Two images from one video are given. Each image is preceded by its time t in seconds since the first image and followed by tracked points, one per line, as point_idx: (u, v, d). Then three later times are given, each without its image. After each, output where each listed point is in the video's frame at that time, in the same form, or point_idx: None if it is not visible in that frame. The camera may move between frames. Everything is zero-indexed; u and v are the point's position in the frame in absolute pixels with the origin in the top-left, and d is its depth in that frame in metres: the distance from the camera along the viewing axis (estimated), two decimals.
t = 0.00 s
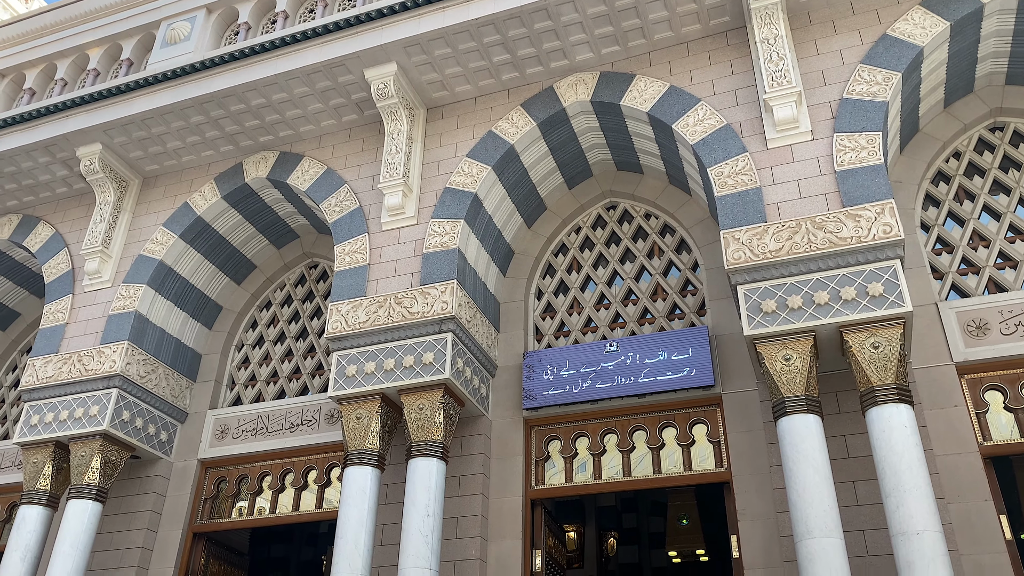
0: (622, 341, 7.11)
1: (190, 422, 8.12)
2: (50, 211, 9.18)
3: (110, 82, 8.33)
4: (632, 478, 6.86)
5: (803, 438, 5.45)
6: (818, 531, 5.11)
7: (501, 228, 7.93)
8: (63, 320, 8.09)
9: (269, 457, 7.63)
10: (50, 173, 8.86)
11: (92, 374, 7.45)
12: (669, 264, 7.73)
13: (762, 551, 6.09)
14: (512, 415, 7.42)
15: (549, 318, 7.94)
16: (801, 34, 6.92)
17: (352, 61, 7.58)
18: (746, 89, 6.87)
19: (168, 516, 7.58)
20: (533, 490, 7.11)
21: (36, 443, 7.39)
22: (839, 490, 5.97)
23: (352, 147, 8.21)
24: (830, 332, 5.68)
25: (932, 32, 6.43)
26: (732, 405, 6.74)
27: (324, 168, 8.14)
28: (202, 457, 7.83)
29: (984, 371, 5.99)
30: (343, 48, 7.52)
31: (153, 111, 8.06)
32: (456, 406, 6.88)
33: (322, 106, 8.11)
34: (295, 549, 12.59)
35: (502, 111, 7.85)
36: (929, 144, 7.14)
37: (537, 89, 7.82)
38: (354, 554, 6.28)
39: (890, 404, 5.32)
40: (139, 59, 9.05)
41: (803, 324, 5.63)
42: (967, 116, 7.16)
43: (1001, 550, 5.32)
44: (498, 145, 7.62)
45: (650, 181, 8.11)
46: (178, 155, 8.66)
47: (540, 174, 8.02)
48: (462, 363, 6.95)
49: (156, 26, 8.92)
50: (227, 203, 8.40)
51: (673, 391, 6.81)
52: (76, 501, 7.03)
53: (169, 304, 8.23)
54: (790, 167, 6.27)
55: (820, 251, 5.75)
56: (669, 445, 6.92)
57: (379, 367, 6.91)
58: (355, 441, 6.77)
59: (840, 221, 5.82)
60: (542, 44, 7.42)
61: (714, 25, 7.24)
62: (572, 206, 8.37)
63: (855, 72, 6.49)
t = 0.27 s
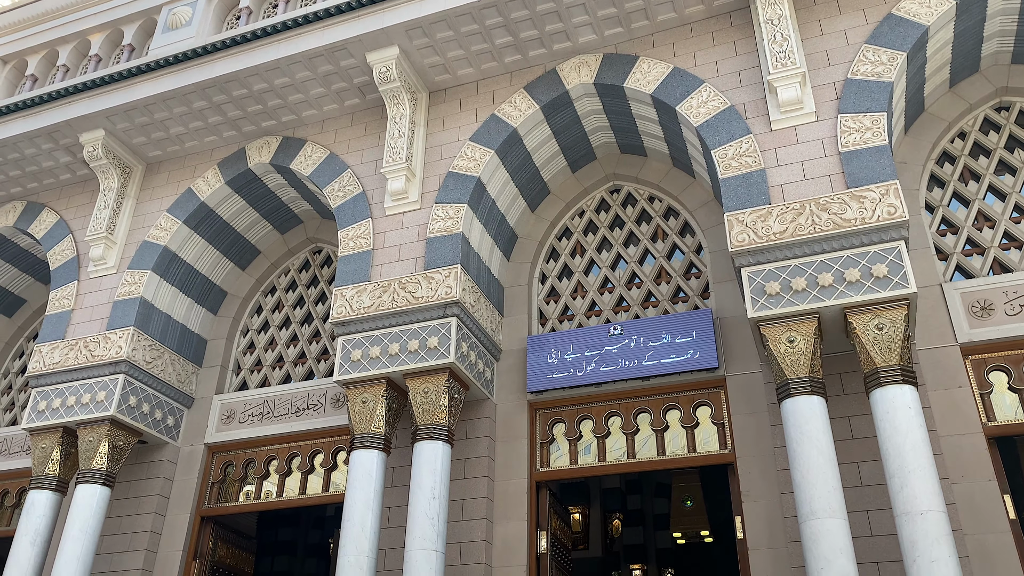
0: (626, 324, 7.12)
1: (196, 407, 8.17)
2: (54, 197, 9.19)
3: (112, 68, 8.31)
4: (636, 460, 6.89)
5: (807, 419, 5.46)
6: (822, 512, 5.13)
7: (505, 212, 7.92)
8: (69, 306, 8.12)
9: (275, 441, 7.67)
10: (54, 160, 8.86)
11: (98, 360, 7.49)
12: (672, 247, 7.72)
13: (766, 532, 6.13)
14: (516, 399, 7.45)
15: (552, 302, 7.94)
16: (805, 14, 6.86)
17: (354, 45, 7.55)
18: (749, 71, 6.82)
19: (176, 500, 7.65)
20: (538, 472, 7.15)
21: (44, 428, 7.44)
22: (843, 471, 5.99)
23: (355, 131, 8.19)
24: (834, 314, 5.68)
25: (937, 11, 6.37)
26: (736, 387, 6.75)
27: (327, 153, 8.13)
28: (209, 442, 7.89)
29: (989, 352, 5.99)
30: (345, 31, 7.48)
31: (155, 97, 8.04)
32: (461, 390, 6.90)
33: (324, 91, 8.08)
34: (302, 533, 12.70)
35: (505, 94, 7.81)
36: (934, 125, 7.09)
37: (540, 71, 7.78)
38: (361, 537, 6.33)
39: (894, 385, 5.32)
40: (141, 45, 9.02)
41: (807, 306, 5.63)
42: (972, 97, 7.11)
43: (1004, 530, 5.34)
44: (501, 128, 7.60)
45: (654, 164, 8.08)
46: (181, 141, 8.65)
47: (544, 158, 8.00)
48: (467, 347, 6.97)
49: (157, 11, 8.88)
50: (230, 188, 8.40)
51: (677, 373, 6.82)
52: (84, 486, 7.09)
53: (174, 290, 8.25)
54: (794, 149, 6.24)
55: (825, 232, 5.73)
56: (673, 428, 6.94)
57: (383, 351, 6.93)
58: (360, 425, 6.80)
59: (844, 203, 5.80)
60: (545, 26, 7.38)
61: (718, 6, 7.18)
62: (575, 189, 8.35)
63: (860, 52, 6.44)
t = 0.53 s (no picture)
0: (633, 303, 7.11)
1: (205, 388, 8.21)
2: (60, 180, 9.19)
3: (114, 49, 8.27)
4: (643, 438, 6.92)
5: (814, 396, 5.46)
6: (829, 488, 5.14)
7: (510, 192, 7.90)
8: (77, 289, 8.16)
9: (284, 422, 7.72)
10: (58, 143, 8.86)
11: (107, 342, 7.53)
12: (679, 225, 7.69)
13: (773, 509, 6.16)
14: (523, 378, 7.46)
15: (559, 281, 7.93)
16: None
17: (357, 24, 7.49)
18: (756, 46, 6.75)
19: (186, 480, 7.72)
20: (545, 451, 7.18)
21: (55, 410, 7.51)
22: (850, 448, 6.00)
23: (359, 111, 8.16)
24: (842, 291, 5.66)
25: None
26: (743, 365, 6.75)
27: (331, 133, 8.10)
28: (218, 423, 7.94)
29: (997, 328, 5.96)
30: (348, 10, 7.42)
31: (158, 78, 8.02)
32: (468, 370, 6.92)
33: (328, 71, 8.03)
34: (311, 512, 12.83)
35: (509, 72, 7.75)
36: (943, 99, 7.01)
37: (544, 49, 7.71)
38: (370, 516, 6.39)
39: (902, 361, 5.31)
40: (144, 26, 8.98)
41: (814, 284, 5.61)
42: (982, 70, 7.01)
43: (1011, 505, 5.35)
44: (505, 106, 7.55)
45: (660, 141, 8.03)
46: (185, 122, 8.63)
47: (549, 136, 7.95)
48: (473, 327, 6.98)
49: None
50: (235, 170, 8.39)
51: (683, 352, 6.82)
52: (95, 467, 7.16)
53: (181, 272, 8.27)
54: (801, 125, 6.19)
55: (832, 209, 5.69)
56: (680, 406, 6.95)
57: (390, 332, 6.94)
58: (368, 405, 6.84)
59: (852, 179, 5.75)
60: (549, 3, 7.30)
61: None
62: (581, 168, 8.30)
63: (868, 26, 6.35)
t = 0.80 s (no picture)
0: (641, 280, 7.09)
1: (216, 367, 8.27)
2: (68, 161, 9.21)
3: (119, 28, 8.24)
4: (652, 413, 6.93)
5: (824, 370, 5.45)
6: (839, 462, 5.15)
7: (518, 168, 7.86)
8: (87, 269, 8.20)
9: (295, 400, 7.77)
10: (66, 123, 8.86)
11: (118, 322, 7.58)
12: (688, 200, 7.64)
13: (782, 483, 6.19)
14: (532, 354, 7.48)
15: (567, 258, 7.92)
16: None
17: None
18: (766, 18, 6.65)
19: (199, 458, 7.80)
20: (554, 427, 7.21)
21: (68, 390, 7.58)
22: (860, 421, 6.00)
23: (365, 88, 8.11)
24: (852, 265, 5.62)
25: None
26: (753, 340, 6.74)
27: (338, 111, 8.06)
28: (230, 401, 8.00)
29: (1009, 300, 5.92)
30: None
31: (164, 58, 7.99)
32: (477, 347, 6.94)
33: (333, 48, 7.98)
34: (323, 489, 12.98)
35: (515, 47, 7.69)
36: (955, 70, 6.90)
37: (551, 23, 7.63)
38: (382, 492, 6.45)
39: (912, 335, 5.29)
40: (148, 4, 8.93)
41: (825, 258, 5.57)
42: (995, 40, 6.88)
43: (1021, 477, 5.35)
44: (512, 82, 7.49)
45: (669, 116, 7.95)
46: (191, 102, 8.61)
47: (556, 112, 7.89)
48: (482, 304, 6.99)
49: None
50: (242, 149, 8.38)
51: (693, 327, 6.81)
52: (109, 446, 7.24)
53: (190, 252, 8.30)
54: (811, 98, 6.12)
55: (842, 182, 5.64)
56: (689, 381, 6.95)
57: (400, 310, 6.96)
58: (379, 382, 6.87)
59: (862, 152, 5.69)
60: None
61: None
62: (589, 143, 8.24)
63: None
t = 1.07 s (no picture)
0: (653, 254, 7.07)
1: (231, 344, 8.34)
2: (79, 140, 9.24)
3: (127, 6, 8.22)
4: (664, 387, 6.94)
5: (837, 342, 5.43)
6: (851, 434, 5.15)
7: (528, 142, 7.82)
8: (101, 248, 8.26)
9: (310, 375, 7.84)
10: (76, 103, 8.88)
11: (133, 300, 7.64)
12: (700, 172, 7.58)
13: (795, 454, 6.20)
14: (544, 329, 7.49)
15: (578, 233, 7.89)
16: None
17: None
18: None
19: (216, 434, 7.90)
20: (567, 400, 7.24)
21: (85, 367, 7.68)
22: (873, 393, 5.99)
23: (374, 64, 8.07)
24: (865, 236, 5.57)
25: None
26: (765, 313, 6.72)
27: (347, 87, 8.03)
28: (245, 377, 8.08)
29: None
30: None
31: (173, 35, 7.97)
32: (489, 322, 6.96)
33: (342, 23, 7.93)
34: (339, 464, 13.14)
35: (525, 19, 7.61)
36: (971, 37, 6.76)
37: None
38: (397, 466, 6.52)
39: (926, 306, 5.25)
40: None
41: (838, 229, 5.53)
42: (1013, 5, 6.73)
43: None
44: (522, 55, 7.42)
45: (680, 87, 7.87)
46: (201, 79, 8.59)
47: (566, 85, 7.82)
48: (493, 280, 6.99)
49: None
50: (252, 126, 8.37)
51: (705, 300, 6.80)
52: (127, 423, 7.34)
53: (203, 230, 8.34)
54: (824, 67, 6.03)
55: (855, 153, 5.58)
56: (701, 354, 6.95)
57: (411, 286, 6.98)
58: (391, 358, 6.91)
59: (876, 121, 5.62)
60: None
61: None
62: (600, 116, 8.17)
63: None
